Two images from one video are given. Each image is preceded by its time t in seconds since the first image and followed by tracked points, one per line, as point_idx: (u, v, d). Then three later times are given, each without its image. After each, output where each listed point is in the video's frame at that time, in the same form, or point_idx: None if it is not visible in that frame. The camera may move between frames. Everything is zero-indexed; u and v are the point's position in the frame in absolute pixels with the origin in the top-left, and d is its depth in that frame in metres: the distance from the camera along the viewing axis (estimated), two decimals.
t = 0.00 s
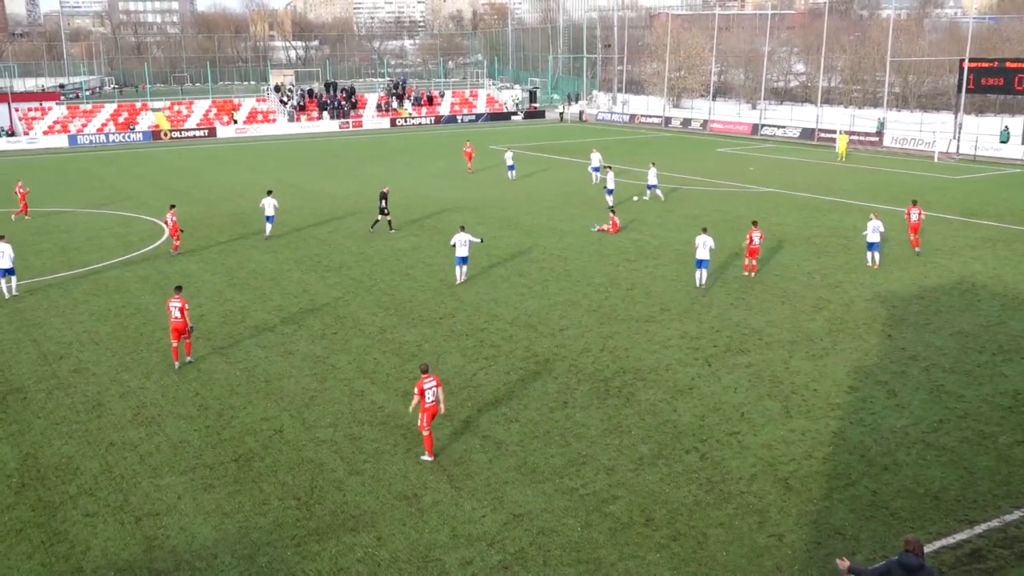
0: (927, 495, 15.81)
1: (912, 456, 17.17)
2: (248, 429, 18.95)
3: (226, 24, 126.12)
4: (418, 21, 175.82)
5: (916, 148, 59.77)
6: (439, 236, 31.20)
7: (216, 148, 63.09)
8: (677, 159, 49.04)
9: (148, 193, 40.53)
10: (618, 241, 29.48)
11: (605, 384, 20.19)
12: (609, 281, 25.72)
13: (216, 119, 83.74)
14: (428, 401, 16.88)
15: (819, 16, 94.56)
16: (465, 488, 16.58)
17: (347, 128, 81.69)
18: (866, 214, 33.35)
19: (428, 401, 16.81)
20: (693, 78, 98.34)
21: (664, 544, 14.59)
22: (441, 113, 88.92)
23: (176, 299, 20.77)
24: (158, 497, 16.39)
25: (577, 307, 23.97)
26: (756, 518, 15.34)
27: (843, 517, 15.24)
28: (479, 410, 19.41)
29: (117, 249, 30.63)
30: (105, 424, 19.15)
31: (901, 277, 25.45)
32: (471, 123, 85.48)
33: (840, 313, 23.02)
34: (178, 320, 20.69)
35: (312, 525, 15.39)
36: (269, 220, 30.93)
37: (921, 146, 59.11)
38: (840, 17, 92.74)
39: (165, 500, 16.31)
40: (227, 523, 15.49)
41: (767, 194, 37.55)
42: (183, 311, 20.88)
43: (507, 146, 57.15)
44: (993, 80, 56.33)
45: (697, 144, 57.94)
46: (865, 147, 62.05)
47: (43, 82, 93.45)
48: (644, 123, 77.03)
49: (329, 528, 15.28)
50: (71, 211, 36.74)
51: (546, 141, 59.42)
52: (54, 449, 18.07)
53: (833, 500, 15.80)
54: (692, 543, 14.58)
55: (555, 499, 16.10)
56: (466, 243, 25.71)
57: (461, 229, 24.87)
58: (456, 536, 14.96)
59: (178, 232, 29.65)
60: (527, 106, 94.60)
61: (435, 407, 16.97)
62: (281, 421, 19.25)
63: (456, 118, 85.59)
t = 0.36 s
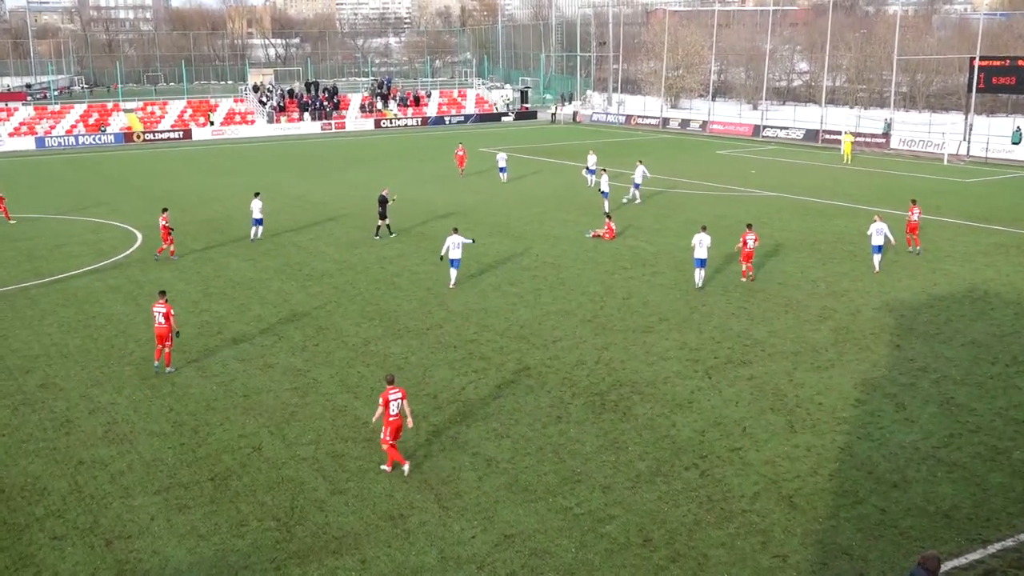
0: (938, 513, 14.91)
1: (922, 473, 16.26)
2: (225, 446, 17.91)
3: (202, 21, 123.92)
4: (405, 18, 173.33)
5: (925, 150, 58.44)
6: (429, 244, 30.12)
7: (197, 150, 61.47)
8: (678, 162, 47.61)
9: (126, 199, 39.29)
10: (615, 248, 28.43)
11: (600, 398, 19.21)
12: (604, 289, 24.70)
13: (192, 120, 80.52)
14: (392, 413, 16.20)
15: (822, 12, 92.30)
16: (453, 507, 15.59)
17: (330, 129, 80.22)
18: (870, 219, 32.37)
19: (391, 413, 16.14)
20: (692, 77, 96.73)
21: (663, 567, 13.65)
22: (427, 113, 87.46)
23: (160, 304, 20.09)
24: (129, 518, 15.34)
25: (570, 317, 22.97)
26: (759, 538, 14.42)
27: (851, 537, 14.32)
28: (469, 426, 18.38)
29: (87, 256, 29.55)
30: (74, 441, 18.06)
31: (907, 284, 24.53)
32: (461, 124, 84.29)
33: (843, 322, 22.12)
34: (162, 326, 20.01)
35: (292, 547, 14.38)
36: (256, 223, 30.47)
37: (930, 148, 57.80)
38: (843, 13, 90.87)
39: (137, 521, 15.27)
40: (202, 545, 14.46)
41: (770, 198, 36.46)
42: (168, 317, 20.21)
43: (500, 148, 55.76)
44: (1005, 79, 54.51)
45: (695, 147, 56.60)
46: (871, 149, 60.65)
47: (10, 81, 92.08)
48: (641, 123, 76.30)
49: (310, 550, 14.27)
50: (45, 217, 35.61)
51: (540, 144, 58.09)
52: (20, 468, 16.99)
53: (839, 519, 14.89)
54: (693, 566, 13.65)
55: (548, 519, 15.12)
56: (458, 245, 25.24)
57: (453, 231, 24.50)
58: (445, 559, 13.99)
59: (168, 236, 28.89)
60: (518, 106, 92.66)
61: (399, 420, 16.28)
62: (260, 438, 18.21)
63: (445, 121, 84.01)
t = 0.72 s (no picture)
0: (947, 532, 14.03)
1: (930, 489, 15.36)
2: (197, 465, 16.85)
3: (171, 16, 119.08)
4: (390, 13, 169.69)
5: (930, 152, 56.00)
6: (415, 252, 28.95)
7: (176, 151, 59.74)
8: (676, 163, 45.63)
9: (99, 204, 38.00)
10: (608, 255, 27.27)
11: (593, 412, 18.19)
12: (595, 297, 23.64)
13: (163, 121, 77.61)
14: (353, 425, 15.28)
15: (824, 11, 89.89)
16: (438, 527, 14.60)
17: (308, 129, 76.45)
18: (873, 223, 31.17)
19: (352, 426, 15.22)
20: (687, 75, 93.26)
21: None
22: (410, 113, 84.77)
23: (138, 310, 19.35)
24: (95, 541, 14.30)
25: (559, 326, 21.94)
26: (760, 559, 13.51)
27: (856, 558, 13.43)
28: (454, 444, 17.34)
29: (53, 264, 28.31)
30: (36, 460, 16.95)
31: (912, 290, 23.49)
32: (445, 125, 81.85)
33: (845, 330, 21.16)
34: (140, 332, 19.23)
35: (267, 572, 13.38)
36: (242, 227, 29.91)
37: (935, 150, 55.27)
38: (843, 9, 88.35)
39: (103, 545, 14.22)
40: (172, 570, 13.44)
41: (771, 201, 34.89)
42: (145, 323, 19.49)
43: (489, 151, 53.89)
44: (1015, 78, 52.03)
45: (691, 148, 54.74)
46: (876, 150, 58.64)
47: None
48: (635, 123, 74.08)
49: None
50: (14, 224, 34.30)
51: (531, 147, 56.42)
52: None
53: (844, 539, 13.99)
54: None
55: (538, 540, 14.16)
56: (451, 246, 24.60)
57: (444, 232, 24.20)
58: None
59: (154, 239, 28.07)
60: (506, 106, 90.04)
61: (360, 431, 15.40)
62: (234, 456, 17.15)
63: (429, 121, 81.52)
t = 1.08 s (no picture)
0: (958, 552, 13.15)
1: (940, 506, 14.42)
2: (170, 483, 15.81)
3: (142, 9, 109.87)
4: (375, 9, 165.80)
5: (938, 152, 53.45)
6: (397, 260, 27.54)
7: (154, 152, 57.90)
8: (672, 163, 43.11)
9: (73, 208, 36.60)
10: (602, 262, 25.92)
11: (586, 427, 17.19)
12: (587, 306, 22.51)
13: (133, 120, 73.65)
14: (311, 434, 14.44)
15: (826, 6, 85.73)
16: (424, 549, 13.65)
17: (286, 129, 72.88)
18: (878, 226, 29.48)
19: (310, 434, 14.37)
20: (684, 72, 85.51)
21: None
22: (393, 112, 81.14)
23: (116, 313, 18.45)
24: (60, 565, 13.34)
25: (550, 335, 20.85)
26: None
27: None
28: (439, 461, 16.30)
29: (18, 272, 27.00)
30: None
31: (919, 296, 22.24)
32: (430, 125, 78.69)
33: (849, 336, 20.06)
34: (117, 337, 18.32)
35: None
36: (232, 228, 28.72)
37: (943, 150, 52.79)
38: (846, 6, 84.71)
39: (68, 569, 13.26)
40: None
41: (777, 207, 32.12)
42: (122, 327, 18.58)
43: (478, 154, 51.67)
44: None
45: (690, 147, 52.27)
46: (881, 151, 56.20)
47: None
48: (629, 124, 71.30)
49: None
50: None
51: (521, 150, 54.33)
52: None
53: (850, 559, 13.10)
54: None
55: (528, 563, 13.23)
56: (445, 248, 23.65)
57: (439, 233, 23.25)
58: None
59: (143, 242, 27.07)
60: (494, 105, 86.92)
61: (319, 441, 14.55)
62: (208, 474, 16.12)
63: (413, 120, 78.33)
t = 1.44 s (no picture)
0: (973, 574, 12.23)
1: (952, 523, 13.48)
2: (142, 502, 14.79)
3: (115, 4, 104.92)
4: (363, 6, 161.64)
5: (949, 152, 50.61)
6: (377, 264, 25.94)
7: (133, 151, 55.92)
8: (669, 163, 40.82)
9: (47, 209, 35.15)
10: (596, 269, 24.52)
11: (581, 441, 16.19)
12: (580, 312, 21.25)
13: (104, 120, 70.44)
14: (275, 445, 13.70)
15: None
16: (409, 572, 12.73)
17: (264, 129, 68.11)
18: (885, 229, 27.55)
19: (273, 445, 13.64)
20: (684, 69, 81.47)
21: None
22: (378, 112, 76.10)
23: (100, 318, 17.66)
24: None
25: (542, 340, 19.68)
26: None
27: None
28: (425, 478, 15.30)
29: None
30: None
31: (930, 300, 20.89)
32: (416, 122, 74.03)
33: (856, 342, 18.92)
34: (99, 342, 17.45)
35: None
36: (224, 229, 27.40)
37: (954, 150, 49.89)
38: None
39: None
40: None
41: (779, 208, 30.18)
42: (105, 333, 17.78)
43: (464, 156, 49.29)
44: None
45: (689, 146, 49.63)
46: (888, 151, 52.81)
47: None
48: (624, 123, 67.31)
49: None
50: None
51: (513, 151, 51.87)
52: None
53: None
54: None
55: None
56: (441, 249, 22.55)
57: (436, 235, 22.35)
58: None
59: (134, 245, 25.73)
60: (482, 104, 82.96)
61: (282, 454, 13.80)
62: (183, 491, 15.10)
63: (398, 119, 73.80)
